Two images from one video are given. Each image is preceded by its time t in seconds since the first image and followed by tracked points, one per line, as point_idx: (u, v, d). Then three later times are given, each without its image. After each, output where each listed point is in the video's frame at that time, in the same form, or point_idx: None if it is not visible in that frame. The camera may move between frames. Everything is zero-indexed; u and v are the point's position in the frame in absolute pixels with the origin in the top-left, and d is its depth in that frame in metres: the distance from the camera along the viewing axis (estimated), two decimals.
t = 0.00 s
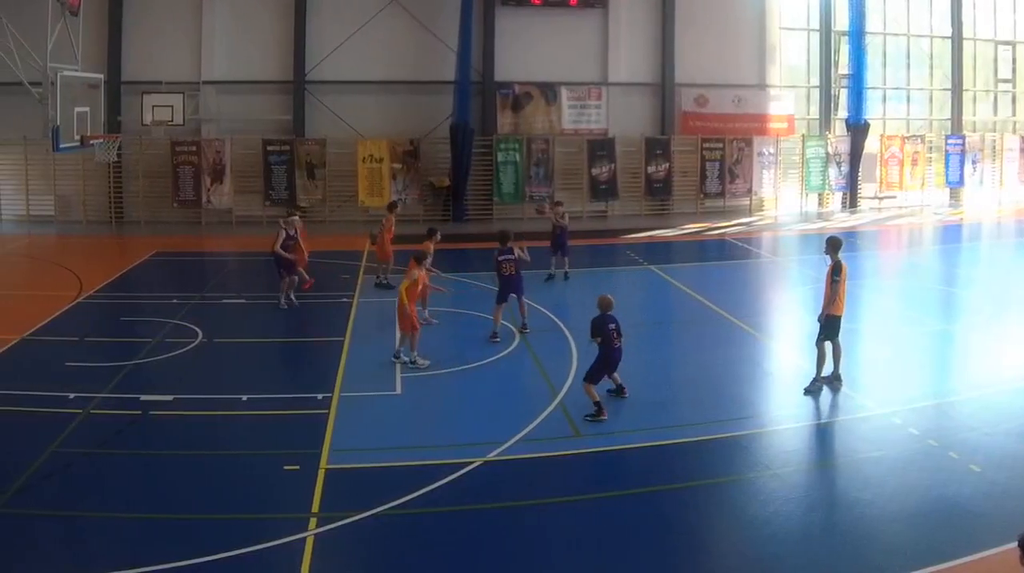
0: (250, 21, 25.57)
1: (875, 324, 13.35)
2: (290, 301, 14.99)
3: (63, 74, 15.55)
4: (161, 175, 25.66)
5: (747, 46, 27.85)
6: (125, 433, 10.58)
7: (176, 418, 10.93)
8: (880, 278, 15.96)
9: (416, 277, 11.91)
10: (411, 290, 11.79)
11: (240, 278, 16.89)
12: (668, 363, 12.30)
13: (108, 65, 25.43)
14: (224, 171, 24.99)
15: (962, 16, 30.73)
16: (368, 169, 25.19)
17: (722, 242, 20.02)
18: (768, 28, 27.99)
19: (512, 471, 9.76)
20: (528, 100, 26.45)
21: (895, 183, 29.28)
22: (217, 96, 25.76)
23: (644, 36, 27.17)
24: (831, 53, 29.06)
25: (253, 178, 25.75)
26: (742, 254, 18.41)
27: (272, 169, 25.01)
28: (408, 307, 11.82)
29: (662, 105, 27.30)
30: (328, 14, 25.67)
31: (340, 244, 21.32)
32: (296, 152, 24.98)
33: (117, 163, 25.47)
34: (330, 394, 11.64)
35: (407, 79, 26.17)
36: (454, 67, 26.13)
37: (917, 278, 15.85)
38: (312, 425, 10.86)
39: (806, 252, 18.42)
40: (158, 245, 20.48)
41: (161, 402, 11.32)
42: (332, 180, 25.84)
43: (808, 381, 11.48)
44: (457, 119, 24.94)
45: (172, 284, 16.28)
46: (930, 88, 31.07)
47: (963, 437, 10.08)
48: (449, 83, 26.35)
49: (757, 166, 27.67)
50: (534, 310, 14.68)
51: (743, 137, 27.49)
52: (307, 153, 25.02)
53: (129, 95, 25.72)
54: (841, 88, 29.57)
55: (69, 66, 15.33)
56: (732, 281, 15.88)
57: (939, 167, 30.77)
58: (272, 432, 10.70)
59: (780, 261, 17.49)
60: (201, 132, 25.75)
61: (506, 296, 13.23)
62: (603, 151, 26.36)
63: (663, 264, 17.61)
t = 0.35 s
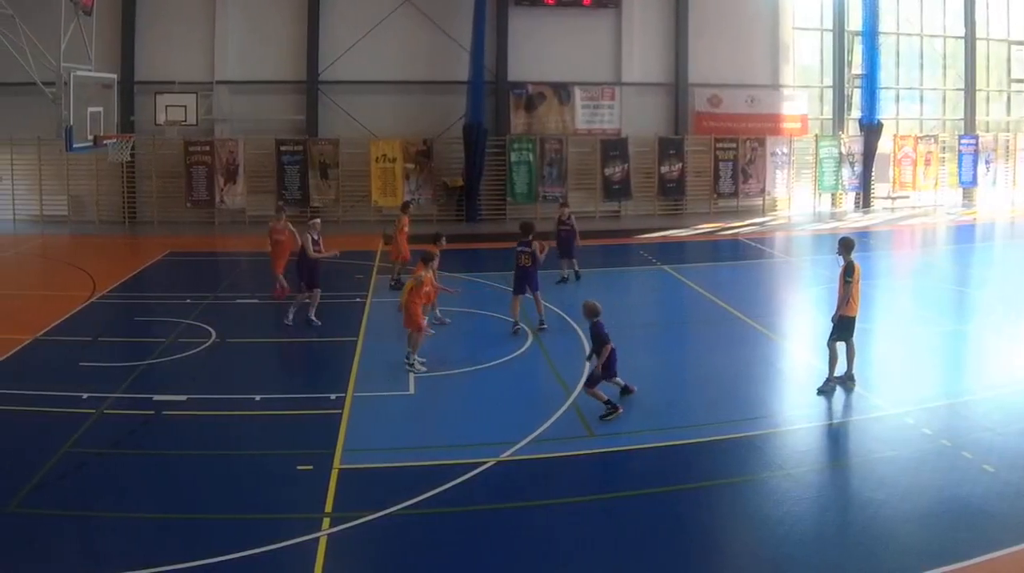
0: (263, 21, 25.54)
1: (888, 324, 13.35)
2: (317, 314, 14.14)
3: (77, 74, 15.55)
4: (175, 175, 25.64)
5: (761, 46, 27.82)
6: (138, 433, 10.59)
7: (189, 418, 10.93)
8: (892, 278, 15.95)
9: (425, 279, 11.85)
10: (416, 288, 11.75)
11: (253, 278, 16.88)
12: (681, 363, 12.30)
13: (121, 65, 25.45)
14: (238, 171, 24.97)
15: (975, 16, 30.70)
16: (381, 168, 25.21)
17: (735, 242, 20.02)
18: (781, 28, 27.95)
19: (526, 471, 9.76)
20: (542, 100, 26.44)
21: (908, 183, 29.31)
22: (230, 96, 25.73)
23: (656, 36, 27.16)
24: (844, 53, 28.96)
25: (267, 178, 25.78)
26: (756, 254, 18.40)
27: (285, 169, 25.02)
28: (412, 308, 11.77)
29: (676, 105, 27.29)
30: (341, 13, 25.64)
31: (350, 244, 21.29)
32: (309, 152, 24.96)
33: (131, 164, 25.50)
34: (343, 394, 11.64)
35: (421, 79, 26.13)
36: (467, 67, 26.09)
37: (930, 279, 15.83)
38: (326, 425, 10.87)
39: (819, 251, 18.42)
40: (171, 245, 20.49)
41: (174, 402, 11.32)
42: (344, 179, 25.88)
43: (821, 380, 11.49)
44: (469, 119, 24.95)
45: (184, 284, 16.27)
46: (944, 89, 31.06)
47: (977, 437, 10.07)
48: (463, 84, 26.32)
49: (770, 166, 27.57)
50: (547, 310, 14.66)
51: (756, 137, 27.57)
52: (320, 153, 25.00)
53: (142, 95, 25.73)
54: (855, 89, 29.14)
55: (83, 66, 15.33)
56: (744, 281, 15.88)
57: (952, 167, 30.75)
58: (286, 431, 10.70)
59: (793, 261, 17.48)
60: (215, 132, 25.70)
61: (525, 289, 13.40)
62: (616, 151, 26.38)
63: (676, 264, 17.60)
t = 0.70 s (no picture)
0: (276, 21, 25.54)
1: (901, 324, 13.35)
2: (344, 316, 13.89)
3: (90, 74, 15.55)
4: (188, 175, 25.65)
5: (774, 46, 27.79)
6: (150, 433, 10.58)
7: (202, 418, 10.93)
8: (906, 278, 15.95)
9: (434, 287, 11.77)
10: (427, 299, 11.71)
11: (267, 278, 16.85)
12: (694, 363, 12.28)
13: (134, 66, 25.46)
14: (251, 171, 25.01)
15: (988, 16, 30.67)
16: (394, 168, 25.23)
17: (748, 242, 20.02)
18: (794, 28, 27.90)
19: (539, 471, 9.76)
20: (554, 100, 26.44)
21: (920, 183, 29.31)
22: (243, 96, 25.72)
23: (669, 36, 27.15)
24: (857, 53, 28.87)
25: (280, 178, 25.79)
26: (769, 254, 18.40)
27: (298, 169, 25.01)
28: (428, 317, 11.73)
29: (689, 105, 27.27)
30: (356, 13, 25.63)
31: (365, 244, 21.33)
32: (322, 152, 24.95)
33: (144, 164, 25.54)
34: (356, 394, 11.64)
35: (435, 79, 26.10)
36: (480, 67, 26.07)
37: (944, 279, 15.83)
38: (340, 425, 10.87)
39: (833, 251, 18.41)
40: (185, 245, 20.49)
41: (187, 403, 11.31)
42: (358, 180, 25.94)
43: (833, 380, 11.51)
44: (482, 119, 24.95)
45: (197, 284, 16.28)
46: (957, 89, 31.02)
47: (989, 437, 10.07)
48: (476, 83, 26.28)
49: (784, 166, 27.64)
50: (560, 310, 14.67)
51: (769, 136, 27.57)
52: (333, 153, 24.99)
53: (155, 95, 25.74)
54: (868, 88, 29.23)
55: (96, 66, 15.33)
56: (757, 281, 15.88)
57: (965, 167, 30.75)
58: (299, 432, 10.70)
59: (807, 261, 17.48)
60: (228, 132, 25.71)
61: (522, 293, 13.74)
62: (629, 151, 26.38)
63: (689, 264, 17.60)
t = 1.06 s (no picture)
0: (289, 21, 25.52)
1: (912, 324, 13.35)
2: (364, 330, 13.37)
3: (103, 74, 15.56)
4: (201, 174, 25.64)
5: (787, 46, 27.76)
6: (162, 433, 10.58)
7: (214, 418, 10.94)
8: (917, 278, 15.95)
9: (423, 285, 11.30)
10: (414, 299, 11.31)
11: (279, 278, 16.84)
12: (706, 362, 12.29)
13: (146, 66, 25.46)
14: (263, 171, 24.86)
15: (1001, 16, 30.63)
16: (406, 168, 25.09)
17: (760, 242, 20.04)
18: (806, 28, 27.86)
19: (552, 471, 9.76)
20: (567, 99, 26.44)
21: (933, 183, 29.25)
22: (255, 96, 25.72)
23: (681, 35, 27.13)
24: (869, 54, 28.86)
25: (291, 178, 25.81)
26: (781, 254, 18.40)
27: (311, 169, 24.88)
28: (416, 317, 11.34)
29: (701, 105, 27.27)
30: (368, 13, 25.61)
31: (377, 243, 21.35)
32: (335, 153, 24.84)
33: (156, 163, 25.55)
34: (368, 394, 11.64)
35: (447, 78, 26.09)
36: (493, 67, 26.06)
37: (956, 279, 15.83)
38: (353, 425, 10.87)
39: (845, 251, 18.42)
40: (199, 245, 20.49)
41: (199, 403, 11.32)
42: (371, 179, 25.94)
43: (846, 379, 11.51)
44: (495, 119, 24.91)
45: (209, 284, 16.28)
46: (969, 89, 31.02)
47: (1002, 437, 10.06)
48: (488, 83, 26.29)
49: (795, 166, 27.44)
50: (571, 310, 14.67)
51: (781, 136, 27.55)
52: (345, 153, 24.87)
53: (167, 95, 25.76)
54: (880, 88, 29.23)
55: (109, 66, 15.34)
56: (770, 281, 15.88)
57: (977, 167, 30.71)
58: (312, 432, 10.70)
59: (819, 261, 17.47)
60: (240, 132, 25.73)
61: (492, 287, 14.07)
62: (642, 151, 26.29)
63: (701, 264, 17.60)
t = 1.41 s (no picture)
0: (300, 22, 25.53)
1: (926, 324, 13.35)
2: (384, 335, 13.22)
3: (116, 74, 15.58)
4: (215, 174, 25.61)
5: (800, 46, 27.71)
6: (175, 433, 10.58)
7: (227, 418, 10.94)
8: (930, 278, 15.95)
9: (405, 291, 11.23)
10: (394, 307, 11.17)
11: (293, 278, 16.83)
12: (719, 363, 12.29)
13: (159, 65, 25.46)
14: (277, 171, 24.82)
15: (1014, 16, 30.58)
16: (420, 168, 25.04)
17: (773, 242, 20.03)
18: (819, 29, 27.79)
19: (567, 471, 9.77)
20: (580, 99, 26.43)
21: (946, 183, 29.39)
22: (269, 96, 25.73)
23: (695, 35, 27.10)
24: (883, 54, 28.71)
25: (305, 179, 25.81)
26: (795, 254, 18.40)
27: (324, 169, 24.83)
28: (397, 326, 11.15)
29: (714, 105, 27.22)
30: (381, 13, 25.62)
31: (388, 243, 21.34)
32: (348, 152, 24.72)
33: (169, 163, 25.54)
34: (381, 394, 11.65)
35: (461, 78, 26.08)
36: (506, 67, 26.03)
37: (969, 279, 15.84)
38: (367, 425, 10.87)
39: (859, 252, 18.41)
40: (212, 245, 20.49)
41: (212, 403, 11.31)
42: (385, 179, 25.92)
43: (859, 379, 11.52)
44: (508, 119, 24.87)
45: (223, 284, 16.28)
46: (983, 89, 30.98)
47: (1015, 437, 10.05)
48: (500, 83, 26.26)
49: (809, 166, 27.47)
50: (585, 310, 14.67)
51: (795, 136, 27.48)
52: (358, 153, 24.75)
53: (180, 95, 25.77)
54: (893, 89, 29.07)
55: (122, 66, 15.36)
56: (783, 281, 15.87)
57: (991, 167, 30.64)
58: (326, 432, 10.70)
59: (833, 261, 17.47)
60: (253, 132, 25.71)
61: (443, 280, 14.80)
62: (654, 151, 26.31)
63: (715, 264, 17.59)
